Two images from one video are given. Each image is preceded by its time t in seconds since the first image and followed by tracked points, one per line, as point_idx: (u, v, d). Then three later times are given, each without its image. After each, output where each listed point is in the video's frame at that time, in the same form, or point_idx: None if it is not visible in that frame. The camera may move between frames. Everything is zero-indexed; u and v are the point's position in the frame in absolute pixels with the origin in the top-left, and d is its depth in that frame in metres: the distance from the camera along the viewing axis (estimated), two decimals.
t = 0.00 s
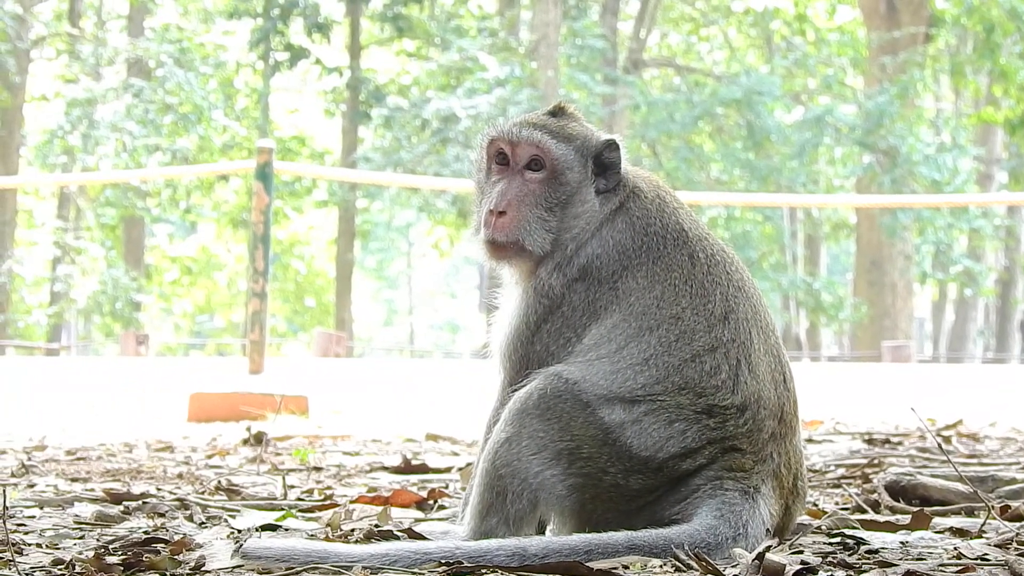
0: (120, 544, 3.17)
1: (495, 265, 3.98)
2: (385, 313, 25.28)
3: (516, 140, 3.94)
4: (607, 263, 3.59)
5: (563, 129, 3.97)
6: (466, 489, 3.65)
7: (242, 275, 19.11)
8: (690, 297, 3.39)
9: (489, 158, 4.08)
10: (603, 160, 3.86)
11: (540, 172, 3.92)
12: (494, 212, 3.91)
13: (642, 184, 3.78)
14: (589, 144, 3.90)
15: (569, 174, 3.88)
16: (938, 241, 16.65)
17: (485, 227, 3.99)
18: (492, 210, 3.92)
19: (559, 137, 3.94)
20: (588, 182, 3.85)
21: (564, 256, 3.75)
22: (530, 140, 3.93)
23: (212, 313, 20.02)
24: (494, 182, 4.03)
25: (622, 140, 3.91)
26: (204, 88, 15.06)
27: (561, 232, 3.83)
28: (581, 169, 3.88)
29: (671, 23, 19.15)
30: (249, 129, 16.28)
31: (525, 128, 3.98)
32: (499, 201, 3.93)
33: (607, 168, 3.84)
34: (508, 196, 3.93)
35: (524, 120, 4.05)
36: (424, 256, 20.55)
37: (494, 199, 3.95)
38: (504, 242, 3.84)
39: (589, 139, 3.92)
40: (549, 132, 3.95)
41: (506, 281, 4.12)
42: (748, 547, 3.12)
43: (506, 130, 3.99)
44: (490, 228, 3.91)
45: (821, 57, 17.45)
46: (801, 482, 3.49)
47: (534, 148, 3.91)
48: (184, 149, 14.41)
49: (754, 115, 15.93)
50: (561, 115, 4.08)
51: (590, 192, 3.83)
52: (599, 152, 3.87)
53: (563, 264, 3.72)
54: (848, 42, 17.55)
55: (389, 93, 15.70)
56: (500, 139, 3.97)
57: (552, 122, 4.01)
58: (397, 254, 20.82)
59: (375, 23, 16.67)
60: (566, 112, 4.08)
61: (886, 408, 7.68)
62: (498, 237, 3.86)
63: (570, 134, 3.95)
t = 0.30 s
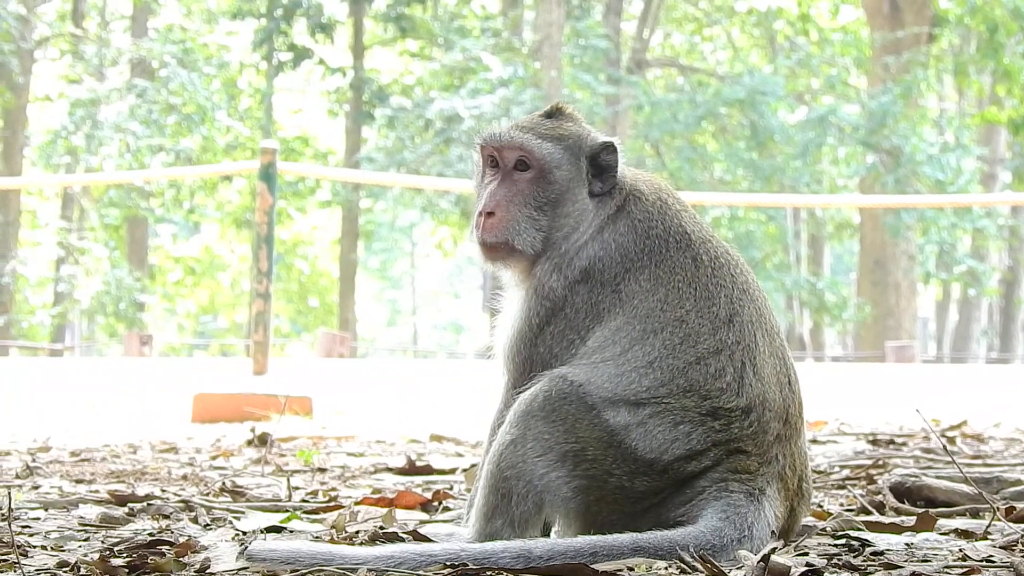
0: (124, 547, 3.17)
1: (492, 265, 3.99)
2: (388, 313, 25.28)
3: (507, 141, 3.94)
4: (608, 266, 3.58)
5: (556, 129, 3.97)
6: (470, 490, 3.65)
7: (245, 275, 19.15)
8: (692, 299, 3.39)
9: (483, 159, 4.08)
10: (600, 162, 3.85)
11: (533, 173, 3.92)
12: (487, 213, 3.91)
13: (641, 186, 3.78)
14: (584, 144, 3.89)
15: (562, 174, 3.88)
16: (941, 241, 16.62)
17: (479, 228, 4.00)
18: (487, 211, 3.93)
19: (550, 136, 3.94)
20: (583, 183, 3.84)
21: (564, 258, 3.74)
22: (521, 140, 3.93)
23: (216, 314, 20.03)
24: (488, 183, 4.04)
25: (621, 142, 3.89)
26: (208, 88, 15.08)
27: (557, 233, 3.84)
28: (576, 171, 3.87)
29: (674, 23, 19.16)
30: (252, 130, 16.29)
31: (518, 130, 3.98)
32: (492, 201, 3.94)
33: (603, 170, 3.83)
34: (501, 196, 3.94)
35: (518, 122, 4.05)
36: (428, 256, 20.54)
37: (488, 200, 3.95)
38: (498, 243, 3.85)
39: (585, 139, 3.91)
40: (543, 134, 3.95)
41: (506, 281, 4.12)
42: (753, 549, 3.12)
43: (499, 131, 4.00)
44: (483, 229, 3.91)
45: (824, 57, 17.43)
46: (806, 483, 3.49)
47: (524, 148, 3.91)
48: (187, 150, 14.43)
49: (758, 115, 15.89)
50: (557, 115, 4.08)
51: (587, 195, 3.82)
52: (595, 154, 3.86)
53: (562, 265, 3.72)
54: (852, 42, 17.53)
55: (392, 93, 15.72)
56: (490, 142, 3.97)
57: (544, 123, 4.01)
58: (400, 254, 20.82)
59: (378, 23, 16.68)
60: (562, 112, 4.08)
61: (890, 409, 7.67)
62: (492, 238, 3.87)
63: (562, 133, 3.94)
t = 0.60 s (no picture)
0: (128, 548, 3.17)
1: (490, 264, 3.99)
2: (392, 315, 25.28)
3: (500, 141, 3.95)
4: (609, 267, 3.58)
5: (551, 129, 3.97)
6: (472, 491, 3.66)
7: (248, 276, 19.17)
8: (694, 301, 3.38)
9: (479, 159, 4.08)
10: (597, 162, 3.83)
11: (526, 172, 3.92)
12: (480, 212, 3.93)
13: (641, 186, 3.77)
14: (581, 144, 3.88)
15: (556, 174, 3.88)
16: (945, 242, 16.59)
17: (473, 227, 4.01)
18: (481, 210, 3.94)
19: (546, 135, 3.94)
20: (580, 183, 3.84)
21: (563, 259, 3.75)
22: (515, 140, 3.94)
23: (220, 315, 20.05)
24: (484, 183, 4.04)
25: (618, 142, 3.87)
26: (212, 90, 15.10)
27: (554, 232, 3.84)
28: (572, 170, 3.86)
29: (678, 24, 19.16)
30: (256, 131, 16.32)
31: (512, 130, 3.98)
32: (488, 200, 3.95)
33: (600, 170, 3.82)
34: (497, 194, 3.94)
35: (513, 122, 4.05)
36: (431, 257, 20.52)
37: (483, 199, 3.96)
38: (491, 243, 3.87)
39: (582, 139, 3.90)
40: (538, 133, 3.95)
41: (504, 280, 4.13)
42: (757, 550, 3.12)
43: (494, 131, 4.00)
44: (477, 228, 3.93)
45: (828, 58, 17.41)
46: (809, 484, 3.49)
47: (518, 147, 3.91)
48: (191, 151, 14.49)
49: (762, 116, 15.88)
50: (554, 115, 4.08)
51: (585, 195, 3.82)
52: (593, 154, 3.84)
53: (560, 266, 3.72)
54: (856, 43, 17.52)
55: (397, 95, 15.73)
56: (484, 143, 3.98)
57: (539, 123, 4.01)
58: (404, 255, 20.83)
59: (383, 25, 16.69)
60: (558, 112, 4.08)
61: (893, 409, 7.66)
62: (486, 237, 3.90)
63: (558, 133, 3.94)
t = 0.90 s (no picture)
0: (130, 548, 3.17)
1: (486, 265, 4.01)
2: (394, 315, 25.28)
3: (489, 141, 3.96)
4: (609, 267, 3.58)
5: (543, 128, 3.97)
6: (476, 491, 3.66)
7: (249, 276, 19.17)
8: (694, 301, 3.38)
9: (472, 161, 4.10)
10: (590, 161, 3.82)
11: (515, 172, 3.94)
12: (471, 213, 3.96)
13: (638, 186, 3.77)
14: (572, 142, 3.88)
15: (543, 172, 3.89)
16: (947, 242, 16.57)
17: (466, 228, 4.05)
18: (473, 211, 3.97)
19: (538, 136, 3.94)
20: (573, 182, 3.84)
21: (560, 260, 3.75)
22: (507, 141, 3.95)
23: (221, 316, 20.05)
24: (479, 184, 4.06)
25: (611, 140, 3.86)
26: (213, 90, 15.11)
27: (549, 233, 3.85)
28: (564, 170, 3.86)
29: (679, 24, 19.17)
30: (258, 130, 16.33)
31: (504, 131, 4.00)
32: (479, 202, 3.97)
33: (594, 169, 3.82)
34: (490, 196, 3.96)
35: (507, 124, 4.06)
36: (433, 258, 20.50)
37: (476, 199, 3.98)
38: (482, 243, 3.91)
39: (574, 137, 3.90)
40: (530, 133, 3.96)
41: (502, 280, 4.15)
42: (760, 551, 3.12)
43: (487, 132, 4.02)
44: (469, 229, 3.96)
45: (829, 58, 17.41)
46: (813, 486, 3.49)
47: (508, 148, 3.93)
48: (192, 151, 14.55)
49: (764, 116, 15.88)
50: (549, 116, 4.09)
51: (579, 194, 3.82)
52: (585, 152, 3.83)
53: (559, 266, 3.72)
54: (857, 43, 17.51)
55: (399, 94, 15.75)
56: (474, 144, 4.00)
57: (532, 124, 4.02)
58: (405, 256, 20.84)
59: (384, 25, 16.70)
60: (552, 112, 4.10)
61: (895, 410, 7.65)
62: (476, 238, 3.93)
63: (551, 132, 3.94)
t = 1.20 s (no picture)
0: (133, 548, 3.17)
1: (487, 265, 4.02)
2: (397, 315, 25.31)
3: (488, 143, 3.97)
4: (610, 266, 3.57)
5: (543, 129, 3.97)
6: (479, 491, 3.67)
7: (253, 275, 19.19)
8: (696, 301, 3.38)
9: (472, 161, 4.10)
10: (589, 160, 3.81)
11: (514, 172, 3.94)
12: (471, 213, 3.97)
13: (638, 184, 3.77)
14: (571, 142, 3.88)
15: (542, 172, 3.90)
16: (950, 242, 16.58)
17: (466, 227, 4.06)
18: (471, 210, 3.98)
19: (538, 136, 3.94)
20: (572, 182, 3.84)
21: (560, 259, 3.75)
22: (507, 141, 3.96)
23: (225, 315, 20.08)
24: (479, 184, 4.06)
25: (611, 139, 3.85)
26: (216, 90, 15.10)
27: (550, 232, 3.86)
28: (564, 170, 3.86)
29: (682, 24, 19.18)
30: (261, 130, 16.35)
31: (502, 132, 4.00)
32: (479, 201, 3.98)
33: (592, 169, 3.81)
34: (489, 195, 3.98)
35: (506, 124, 4.06)
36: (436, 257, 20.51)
37: (475, 198, 3.99)
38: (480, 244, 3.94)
39: (573, 137, 3.90)
40: (530, 134, 3.96)
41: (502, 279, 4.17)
42: (763, 551, 3.12)
43: (487, 133, 4.02)
44: (469, 229, 3.98)
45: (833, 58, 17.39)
46: (816, 485, 3.49)
47: (508, 147, 3.93)
48: (196, 151, 14.54)
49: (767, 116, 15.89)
50: (549, 116, 4.09)
51: (579, 194, 3.82)
52: (585, 152, 3.82)
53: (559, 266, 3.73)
54: (861, 43, 17.48)
55: (402, 95, 15.76)
56: (474, 145, 4.01)
57: (531, 123, 4.02)
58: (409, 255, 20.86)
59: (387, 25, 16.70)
60: (552, 113, 4.10)
61: (899, 409, 7.64)
62: (476, 238, 3.95)
63: (551, 132, 3.94)
